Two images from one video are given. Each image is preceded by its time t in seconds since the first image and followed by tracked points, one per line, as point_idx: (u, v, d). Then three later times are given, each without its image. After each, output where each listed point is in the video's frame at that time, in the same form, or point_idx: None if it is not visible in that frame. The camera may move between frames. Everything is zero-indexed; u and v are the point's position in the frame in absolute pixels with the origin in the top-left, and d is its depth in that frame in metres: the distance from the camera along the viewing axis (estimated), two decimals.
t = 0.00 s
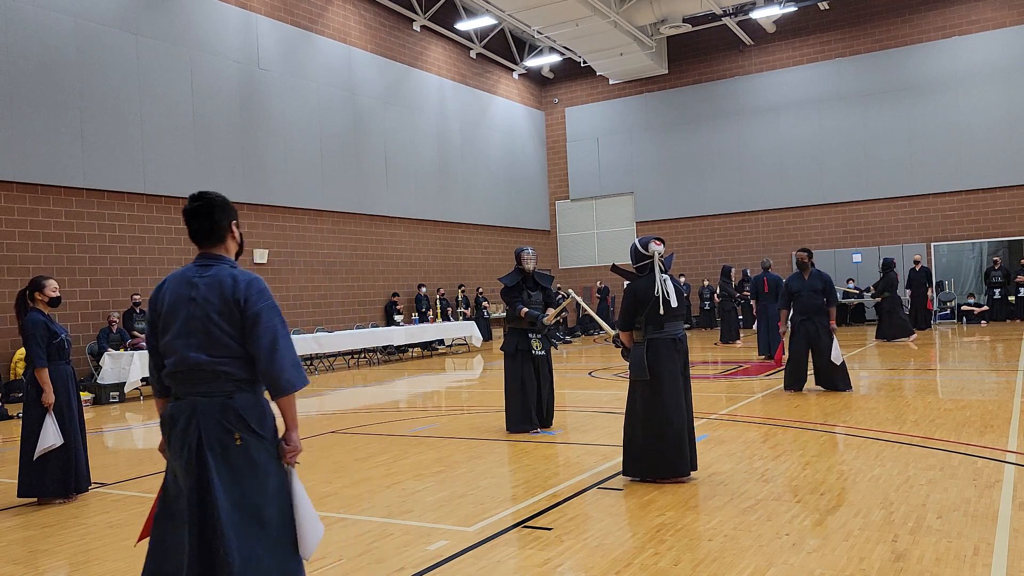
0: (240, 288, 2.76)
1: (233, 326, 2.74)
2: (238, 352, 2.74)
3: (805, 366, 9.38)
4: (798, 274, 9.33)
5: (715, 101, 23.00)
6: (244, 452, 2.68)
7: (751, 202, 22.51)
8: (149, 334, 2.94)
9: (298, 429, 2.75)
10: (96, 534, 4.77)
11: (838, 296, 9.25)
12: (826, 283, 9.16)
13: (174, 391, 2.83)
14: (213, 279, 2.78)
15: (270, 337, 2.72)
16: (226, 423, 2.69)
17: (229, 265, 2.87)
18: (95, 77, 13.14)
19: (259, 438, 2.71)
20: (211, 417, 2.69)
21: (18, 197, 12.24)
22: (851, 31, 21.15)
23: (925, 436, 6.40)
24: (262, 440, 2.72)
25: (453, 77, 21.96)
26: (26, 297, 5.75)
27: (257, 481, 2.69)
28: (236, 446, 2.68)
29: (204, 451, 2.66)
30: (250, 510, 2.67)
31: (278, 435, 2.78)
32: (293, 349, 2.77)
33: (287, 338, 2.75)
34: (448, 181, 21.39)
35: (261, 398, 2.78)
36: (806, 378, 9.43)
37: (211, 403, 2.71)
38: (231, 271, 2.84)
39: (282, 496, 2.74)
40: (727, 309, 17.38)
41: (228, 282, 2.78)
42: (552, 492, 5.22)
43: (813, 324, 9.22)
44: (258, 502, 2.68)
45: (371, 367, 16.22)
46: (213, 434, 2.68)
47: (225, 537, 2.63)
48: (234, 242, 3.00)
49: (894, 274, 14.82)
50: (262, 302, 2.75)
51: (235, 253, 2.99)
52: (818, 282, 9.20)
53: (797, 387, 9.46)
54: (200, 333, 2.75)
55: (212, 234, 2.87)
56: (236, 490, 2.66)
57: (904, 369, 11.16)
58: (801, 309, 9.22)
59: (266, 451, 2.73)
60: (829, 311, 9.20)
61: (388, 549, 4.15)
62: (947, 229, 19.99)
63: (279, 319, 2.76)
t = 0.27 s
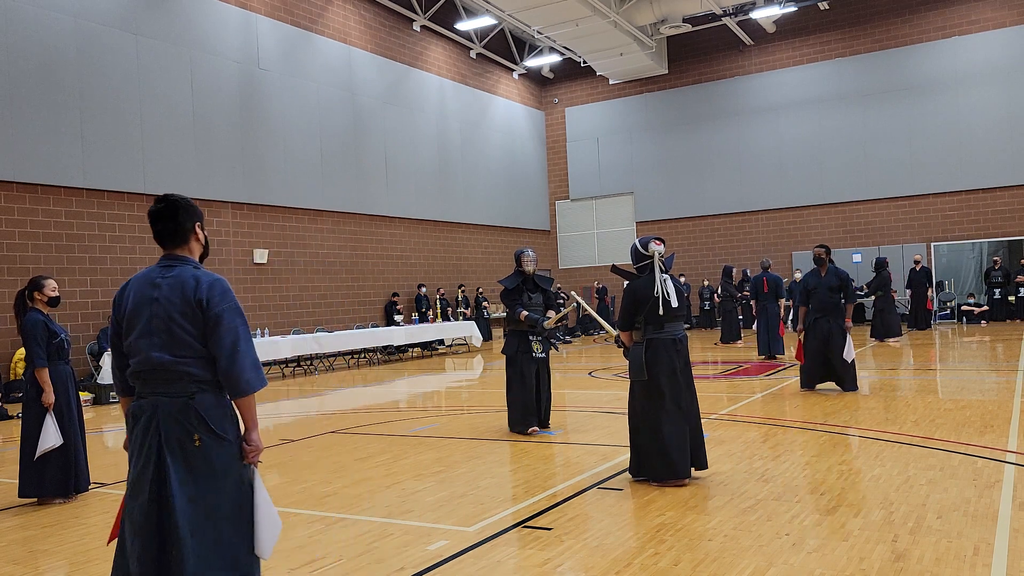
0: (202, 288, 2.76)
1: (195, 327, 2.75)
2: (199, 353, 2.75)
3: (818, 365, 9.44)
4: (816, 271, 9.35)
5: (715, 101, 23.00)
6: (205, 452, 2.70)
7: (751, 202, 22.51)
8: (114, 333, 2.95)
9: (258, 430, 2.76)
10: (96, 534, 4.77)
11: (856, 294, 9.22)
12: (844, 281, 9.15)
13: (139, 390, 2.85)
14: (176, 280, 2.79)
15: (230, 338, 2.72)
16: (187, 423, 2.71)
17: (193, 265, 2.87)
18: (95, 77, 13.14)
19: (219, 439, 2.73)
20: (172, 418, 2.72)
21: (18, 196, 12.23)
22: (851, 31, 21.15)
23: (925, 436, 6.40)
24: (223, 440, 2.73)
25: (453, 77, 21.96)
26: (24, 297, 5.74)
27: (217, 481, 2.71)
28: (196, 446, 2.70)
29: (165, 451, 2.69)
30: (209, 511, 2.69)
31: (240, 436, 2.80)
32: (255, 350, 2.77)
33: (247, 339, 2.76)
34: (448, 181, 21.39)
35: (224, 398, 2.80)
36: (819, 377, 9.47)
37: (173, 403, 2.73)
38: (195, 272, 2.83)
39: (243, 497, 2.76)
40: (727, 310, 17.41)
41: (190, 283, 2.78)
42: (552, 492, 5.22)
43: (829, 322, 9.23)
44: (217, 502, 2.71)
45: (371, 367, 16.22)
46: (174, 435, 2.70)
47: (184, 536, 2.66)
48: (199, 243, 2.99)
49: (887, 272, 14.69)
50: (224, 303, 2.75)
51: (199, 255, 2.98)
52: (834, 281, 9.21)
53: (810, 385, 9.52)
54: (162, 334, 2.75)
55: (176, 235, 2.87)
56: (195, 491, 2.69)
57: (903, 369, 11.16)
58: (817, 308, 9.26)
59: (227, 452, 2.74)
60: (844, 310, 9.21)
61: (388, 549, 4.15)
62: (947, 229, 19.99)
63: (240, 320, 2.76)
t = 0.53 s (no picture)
0: (189, 289, 2.76)
1: (182, 327, 2.75)
2: (187, 352, 2.75)
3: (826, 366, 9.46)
4: (821, 270, 9.40)
5: (715, 101, 23.01)
6: (194, 451, 2.71)
7: (751, 202, 22.51)
8: (101, 334, 2.94)
9: (245, 428, 2.77)
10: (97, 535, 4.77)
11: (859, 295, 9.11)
12: (847, 280, 9.10)
13: (127, 391, 2.85)
14: (162, 281, 2.78)
15: (218, 337, 2.72)
16: (176, 423, 2.71)
17: (179, 265, 2.86)
18: (95, 77, 13.14)
19: (208, 438, 2.74)
20: (161, 418, 2.71)
21: (18, 196, 12.24)
22: (851, 31, 21.15)
23: (925, 436, 6.40)
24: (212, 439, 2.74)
25: (453, 77, 21.96)
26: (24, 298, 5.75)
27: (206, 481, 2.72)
28: (185, 446, 2.70)
29: (154, 451, 2.69)
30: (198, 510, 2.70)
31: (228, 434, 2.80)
32: (242, 348, 2.77)
33: (235, 338, 2.76)
34: (448, 181, 21.39)
35: (212, 397, 2.80)
36: (828, 378, 9.47)
37: (161, 403, 2.73)
38: (181, 272, 2.83)
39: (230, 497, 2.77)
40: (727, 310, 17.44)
41: (176, 283, 2.77)
42: (552, 492, 5.23)
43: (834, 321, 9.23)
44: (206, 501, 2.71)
45: (371, 367, 16.23)
46: (163, 435, 2.70)
47: (173, 535, 2.66)
48: (182, 243, 2.97)
49: (885, 273, 14.55)
50: (210, 302, 2.75)
51: (183, 254, 2.97)
52: (837, 280, 9.21)
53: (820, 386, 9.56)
54: (150, 335, 2.75)
55: (159, 236, 2.86)
56: (184, 491, 2.69)
57: (903, 368, 11.16)
58: (820, 307, 9.30)
59: (215, 451, 2.75)
60: (849, 310, 9.15)
61: (388, 549, 4.15)
62: (947, 229, 19.99)
63: (227, 319, 2.76)
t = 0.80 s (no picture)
0: (187, 288, 2.76)
1: (179, 326, 2.75)
2: (184, 352, 2.75)
3: (826, 365, 9.47)
4: (822, 270, 9.40)
5: (715, 101, 23.01)
6: (191, 450, 2.70)
7: (751, 202, 22.51)
8: (99, 334, 2.94)
9: (242, 429, 2.76)
10: (97, 534, 4.77)
11: (858, 296, 9.09)
12: (848, 281, 9.09)
13: (125, 390, 2.84)
14: (159, 280, 2.78)
15: (215, 337, 2.72)
16: (173, 422, 2.71)
17: (177, 265, 2.86)
18: (95, 77, 13.14)
19: (205, 437, 2.74)
20: (158, 417, 2.71)
21: (18, 196, 12.24)
22: (851, 31, 21.15)
23: (925, 436, 6.40)
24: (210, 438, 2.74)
25: (453, 77, 21.96)
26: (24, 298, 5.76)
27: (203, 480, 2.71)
28: (182, 445, 2.70)
29: (152, 451, 2.69)
30: (196, 509, 2.69)
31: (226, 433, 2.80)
32: (240, 348, 2.78)
33: (232, 338, 2.76)
34: (448, 181, 21.39)
35: (210, 397, 2.80)
36: (828, 377, 9.48)
37: (159, 402, 2.73)
38: (178, 271, 2.82)
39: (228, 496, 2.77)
40: (727, 310, 17.46)
41: (173, 282, 2.77)
42: (552, 492, 5.23)
43: (834, 321, 9.21)
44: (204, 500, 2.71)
45: (371, 368, 16.23)
46: (160, 434, 2.70)
47: (171, 534, 2.66)
48: (180, 242, 2.97)
49: (885, 273, 14.56)
50: (208, 301, 2.75)
51: (181, 254, 2.97)
52: (838, 279, 9.18)
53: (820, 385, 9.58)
54: (147, 334, 2.75)
55: (157, 236, 2.86)
56: (182, 490, 2.69)
57: (904, 368, 11.15)
58: (821, 307, 9.29)
59: (213, 449, 2.75)
60: (849, 309, 9.12)
61: (388, 549, 4.15)
62: (947, 229, 19.99)
63: (225, 319, 2.77)
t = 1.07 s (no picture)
0: (184, 287, 2.75)
1: (177, 325, 2.75)
2: (182, 351, 2.75)
3: (826, 365, 9.49)
4: (823, 270, 9.40)
5: (715, 101, 23.01)
6: (190, 449, 2.71)
7: (751, 202, 22.51)
8: (96, 334, 2.94)
9: (240, 427, 2.76)
10: (97, 534, 4.77)
11: (859, 295, 9.10)
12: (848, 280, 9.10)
13: (123, 390, 2.85)
14: (156, 279, 2.77)
15: (212, 335, 2.72)
16: (172, 421, 2.71)
17: (174, 265, 2.86)
18: (95, 77, 13.14)
19: (204, 435, 2.74)
20: (156, 416, 2.71)
21: (18, 196, 12.24)
22: (851, 31, 21.15)
23: (925, 436, 6.39)
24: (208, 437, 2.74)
25: (453, 77, 21.96)
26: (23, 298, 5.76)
27: (203, 478, 2.72)
28: (181, 444, 2.70)
29: (150, 449, 2.69)
30: (195, 508, 2.69)
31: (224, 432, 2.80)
32: (237, 346, 2.78)
33: (230, 336, 2.76)
34: (448, 181, 21.39)
35: (207, 396, 2.80)
36: (828, 377, 9.51)
37: (157, 402, 2.73)
38: (175, 270, 2.82)
39: (226, 494, 2.77)
40: (728, 311, 17.46)
41: (171, 281, 2.77)
42: (552, 492, 5.22)
43: (835, 320, 9.21)
44: (203, 499, 2.71)
45: (371, 368, 16.23)
46: (158, 433, 2.70)
47: (170, 534, 2.66)
48: (177, 242, 2.97)
49: (885, 274, 14.59)
50: (205, 300, 2.74)
51: (178, 254, 2.96)
52: (839, 279, 9.17)
53: (820, 386, 9.59)
54: (144, 333, 2.75)
55: (154, 235, 2.85)
56: (180, 488, 2.69)
57: (903, 369, 11.15)
58: (821, 307, 9.28)
59: (210, 448, 2.76)
60: (850, 309, 9.12)
61: (388, 549, 4.15)
62: (947, 229, 19.98)
63: (222, 318, 2.77)
